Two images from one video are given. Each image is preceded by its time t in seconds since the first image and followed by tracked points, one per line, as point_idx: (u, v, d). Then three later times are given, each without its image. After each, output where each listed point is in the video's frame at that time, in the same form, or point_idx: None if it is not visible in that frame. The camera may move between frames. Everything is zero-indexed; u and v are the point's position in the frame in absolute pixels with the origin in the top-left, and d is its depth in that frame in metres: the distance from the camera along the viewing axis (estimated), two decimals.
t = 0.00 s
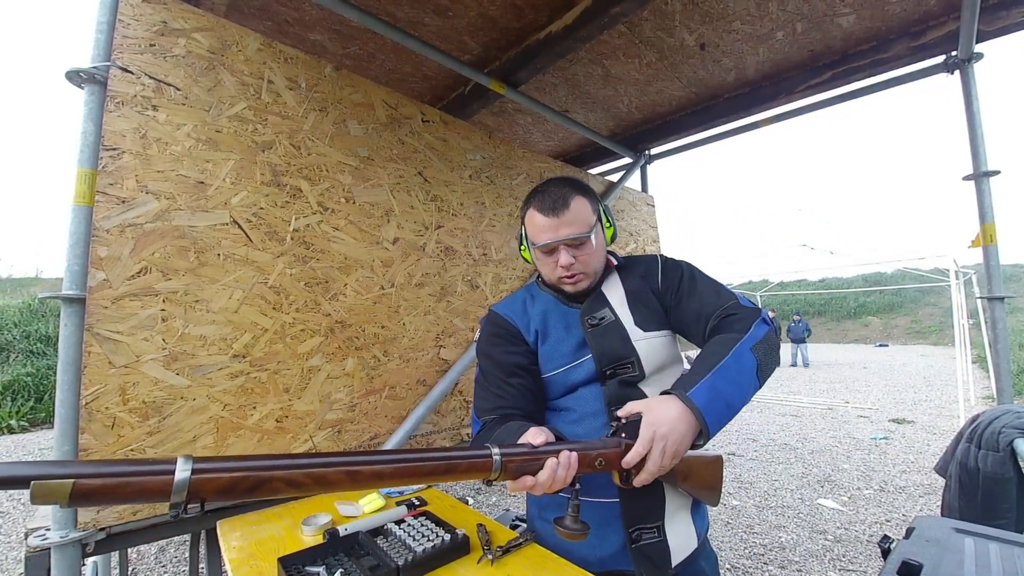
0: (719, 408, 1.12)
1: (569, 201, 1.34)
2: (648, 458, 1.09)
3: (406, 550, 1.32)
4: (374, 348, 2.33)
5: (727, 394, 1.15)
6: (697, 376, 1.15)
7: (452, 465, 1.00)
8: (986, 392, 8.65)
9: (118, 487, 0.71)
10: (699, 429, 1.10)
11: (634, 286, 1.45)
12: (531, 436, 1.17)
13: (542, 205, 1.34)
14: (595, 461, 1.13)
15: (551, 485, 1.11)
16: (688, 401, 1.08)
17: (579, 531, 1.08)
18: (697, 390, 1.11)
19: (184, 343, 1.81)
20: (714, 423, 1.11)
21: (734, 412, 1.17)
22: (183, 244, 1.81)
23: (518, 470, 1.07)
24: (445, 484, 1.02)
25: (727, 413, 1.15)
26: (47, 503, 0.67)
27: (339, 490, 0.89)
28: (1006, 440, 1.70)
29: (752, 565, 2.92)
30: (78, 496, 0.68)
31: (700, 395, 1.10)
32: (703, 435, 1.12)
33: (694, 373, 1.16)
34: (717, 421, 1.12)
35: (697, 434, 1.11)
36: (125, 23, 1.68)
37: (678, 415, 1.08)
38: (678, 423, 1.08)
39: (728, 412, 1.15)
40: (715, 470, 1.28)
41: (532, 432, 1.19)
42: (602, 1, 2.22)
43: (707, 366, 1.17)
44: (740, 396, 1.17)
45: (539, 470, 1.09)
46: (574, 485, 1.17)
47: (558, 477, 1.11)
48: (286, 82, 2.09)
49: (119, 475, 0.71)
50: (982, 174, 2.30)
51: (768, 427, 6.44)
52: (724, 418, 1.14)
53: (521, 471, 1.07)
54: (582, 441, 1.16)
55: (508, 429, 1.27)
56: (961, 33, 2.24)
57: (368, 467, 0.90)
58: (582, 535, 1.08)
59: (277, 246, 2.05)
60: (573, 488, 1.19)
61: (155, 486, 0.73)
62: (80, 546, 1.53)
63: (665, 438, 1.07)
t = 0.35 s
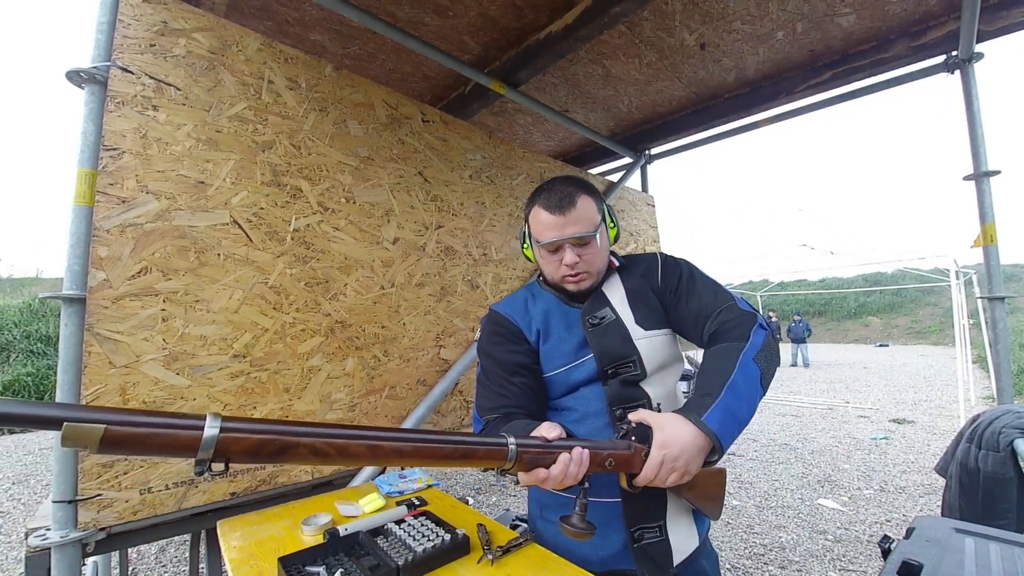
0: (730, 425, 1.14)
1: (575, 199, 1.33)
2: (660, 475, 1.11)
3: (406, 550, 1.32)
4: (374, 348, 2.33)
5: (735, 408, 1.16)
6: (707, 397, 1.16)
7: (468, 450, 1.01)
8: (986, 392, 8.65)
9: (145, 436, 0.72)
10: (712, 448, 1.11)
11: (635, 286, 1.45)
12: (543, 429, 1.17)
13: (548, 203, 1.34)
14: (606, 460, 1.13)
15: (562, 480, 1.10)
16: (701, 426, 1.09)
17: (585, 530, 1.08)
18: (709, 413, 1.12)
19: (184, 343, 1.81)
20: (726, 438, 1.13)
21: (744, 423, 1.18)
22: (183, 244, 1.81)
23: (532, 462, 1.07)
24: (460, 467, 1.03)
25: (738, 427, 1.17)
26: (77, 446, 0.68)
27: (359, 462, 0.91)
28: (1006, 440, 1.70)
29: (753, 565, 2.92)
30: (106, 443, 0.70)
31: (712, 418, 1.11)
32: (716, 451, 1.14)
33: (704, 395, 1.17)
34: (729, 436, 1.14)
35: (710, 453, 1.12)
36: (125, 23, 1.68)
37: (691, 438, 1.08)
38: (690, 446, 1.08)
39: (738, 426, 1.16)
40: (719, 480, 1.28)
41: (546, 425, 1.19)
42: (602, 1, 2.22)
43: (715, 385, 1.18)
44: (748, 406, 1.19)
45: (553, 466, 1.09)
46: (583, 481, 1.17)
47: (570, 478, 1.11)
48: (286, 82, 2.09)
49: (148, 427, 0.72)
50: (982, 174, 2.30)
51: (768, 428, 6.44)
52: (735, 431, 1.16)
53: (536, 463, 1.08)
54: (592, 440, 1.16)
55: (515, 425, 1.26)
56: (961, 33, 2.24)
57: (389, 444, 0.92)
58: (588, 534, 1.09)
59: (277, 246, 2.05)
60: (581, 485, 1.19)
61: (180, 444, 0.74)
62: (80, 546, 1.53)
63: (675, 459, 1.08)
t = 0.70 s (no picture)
0: (736, 428, 1.14)
1: (577, 200, 1.34)
2: (666, 480, 1.12)
3: (406, 550, 1.32)
4: (374, 348, 2.33)
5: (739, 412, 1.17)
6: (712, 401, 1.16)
7: (488, 441, 1.03)
8: (986, 393, 8.65)
9: (182, 403, 0.77)
10: (718, 452, 1.11)
11: (636, 286, 1.46)
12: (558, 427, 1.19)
13: (550, 203, 1.34)
14: (616, 462, 1.14)
15: (574, 479, 1.11)
16: (707, 431, 1.09)
17: (595, 531, 1.08)
18: (715, 417, 1.12)
19: (184, 343, 1.81)
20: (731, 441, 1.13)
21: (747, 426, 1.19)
22: (183, 244, 1.81)
23: (546, 457, 1.09)
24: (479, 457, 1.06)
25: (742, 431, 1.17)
26: (117, 408, 0.73)
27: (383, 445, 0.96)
28: (1006, 440, 1.70)
29: (752, 565, 2.92)
30: (146, 406, 0.75)
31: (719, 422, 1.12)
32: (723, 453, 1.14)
33: (709, 399, 1.17)
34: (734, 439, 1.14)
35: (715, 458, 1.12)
36: (126, 23, 1.68)
37: (697, 445, 1.08)
38: (696, 451, 1.08)
39: (742, 429, 1.17)
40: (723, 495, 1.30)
41: (560, 424, 1.21)
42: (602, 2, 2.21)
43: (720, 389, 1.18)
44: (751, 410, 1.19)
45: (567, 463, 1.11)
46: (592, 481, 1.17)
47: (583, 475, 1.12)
48: (286, 82, 2.09)
49: (186, 393, 0.77)
50: (982, 174, 2.30)
51: (768, 428, 6.44)
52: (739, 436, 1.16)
53: (549, 459, 1.10)
54: (603, 441, 1.17)
55: (523, 424, 1.26)
56: (962, 34, 2.24)
57: (414, 427, 0.97)
58: (598, 535, 1.08)
59: (277, 246, 2.05)
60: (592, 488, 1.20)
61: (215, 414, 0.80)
62: (80, 546, 1.53)
63: (681, 464, 1.08)
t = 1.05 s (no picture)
0: (769, 386, 1.09)
1: (587, 195, 1.35)
2: (705, 454, 0.99)
3: (406, 550, 1.32)
4: (374, 348, 2.33)
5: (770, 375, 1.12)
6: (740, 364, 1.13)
7: (502, 413, 1.04)
8: (986, 392, 8.65)
9: (216, 334, 0.79)
10: (754, 412, 1.05)
11: (642, 285, 1.46)
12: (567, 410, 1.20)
13: (560, 197, 1.35)
14: (622, 453, 1.17)
15: (580, 463, 1.11)
16: (741, 383, 1.04)
17: (598, 520, 1.10)
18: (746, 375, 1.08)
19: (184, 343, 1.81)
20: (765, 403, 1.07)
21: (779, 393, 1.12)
22: (183, 244, 1.81)
23: (554, 438, 1.09)
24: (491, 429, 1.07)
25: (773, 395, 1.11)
26: (155, 332, 0.76)
27: (399, 404, 0.96)
28: (1006, 440, 1.70)
29: (752, 565, 2.92)
30: (184, 333, 0.77)
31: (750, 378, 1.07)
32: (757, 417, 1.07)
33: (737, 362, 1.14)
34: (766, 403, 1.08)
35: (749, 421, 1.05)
36: (125, 23, 1.69)
37: (732, 400, 1.01)
38: (734, 407, 1.01)
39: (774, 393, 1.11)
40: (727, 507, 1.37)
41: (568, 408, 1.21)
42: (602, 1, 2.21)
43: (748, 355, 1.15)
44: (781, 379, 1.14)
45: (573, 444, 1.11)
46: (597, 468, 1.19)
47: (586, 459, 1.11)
48: (286, 82, 2.09)
49: (218, 325, 0.80)
50: (982, 174, 2.30)
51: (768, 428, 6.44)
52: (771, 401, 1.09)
53: (557, 441, 1.09)
54: (610, 431, 1.19)
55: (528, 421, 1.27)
56: (961, 33, 2.25)
57: (432, 391, 0.97)
58: (600, 523, 1.10)
59: (277, 246, 2.05)
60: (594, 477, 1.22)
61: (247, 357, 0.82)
62: (80, 546, 1.53)
63: (719, 424, 0.98)
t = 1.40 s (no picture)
0: (729, 326, 1.21)
1: (616, 201, 1.34)
2: (665, 330, 1.12)
3: (405, 550, 1.32)
4: (374, 348, 2.33)
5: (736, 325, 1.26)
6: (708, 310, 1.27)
7: (610, 365, 1.15)
8: (986, 392, 8.65)
9: (482, 215, 1.14)
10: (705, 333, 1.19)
11: (667, 289, 1.48)
12: (651, 401, 1.32)
13: (590, 202, 1.35)
14: (688, 463, 1.22)
15: (649, 442, 1.09)
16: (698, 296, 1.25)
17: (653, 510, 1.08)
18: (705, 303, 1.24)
19: (184, 343, 1.81)
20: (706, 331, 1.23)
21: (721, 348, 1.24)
22: (183, 244, 1.81)
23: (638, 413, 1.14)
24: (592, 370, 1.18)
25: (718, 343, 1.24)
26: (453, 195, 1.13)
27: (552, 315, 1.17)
28: (1006, 441, 1.70)
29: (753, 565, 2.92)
30: (466, 202, 1.12)
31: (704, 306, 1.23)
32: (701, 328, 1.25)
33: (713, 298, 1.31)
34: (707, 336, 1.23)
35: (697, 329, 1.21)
36: (125, 23, 1.69)
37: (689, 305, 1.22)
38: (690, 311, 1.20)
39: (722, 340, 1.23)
40: None
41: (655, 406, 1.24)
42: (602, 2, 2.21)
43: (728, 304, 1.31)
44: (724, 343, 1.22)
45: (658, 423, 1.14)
46: (660, 465, 1.21)
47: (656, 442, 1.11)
48: (286, 82, 2.09)
49: (483, 209, 1.14)
50: (982, 174, 2.30)
51: (768, 428, 6.43)
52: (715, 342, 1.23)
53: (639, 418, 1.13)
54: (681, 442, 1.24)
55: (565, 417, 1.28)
56: (962, 33, 2.24)
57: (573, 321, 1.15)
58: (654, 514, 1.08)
59: (277, 246, 2.05)
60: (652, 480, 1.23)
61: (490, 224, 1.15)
62: (80, 546, 1.54)
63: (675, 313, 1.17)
